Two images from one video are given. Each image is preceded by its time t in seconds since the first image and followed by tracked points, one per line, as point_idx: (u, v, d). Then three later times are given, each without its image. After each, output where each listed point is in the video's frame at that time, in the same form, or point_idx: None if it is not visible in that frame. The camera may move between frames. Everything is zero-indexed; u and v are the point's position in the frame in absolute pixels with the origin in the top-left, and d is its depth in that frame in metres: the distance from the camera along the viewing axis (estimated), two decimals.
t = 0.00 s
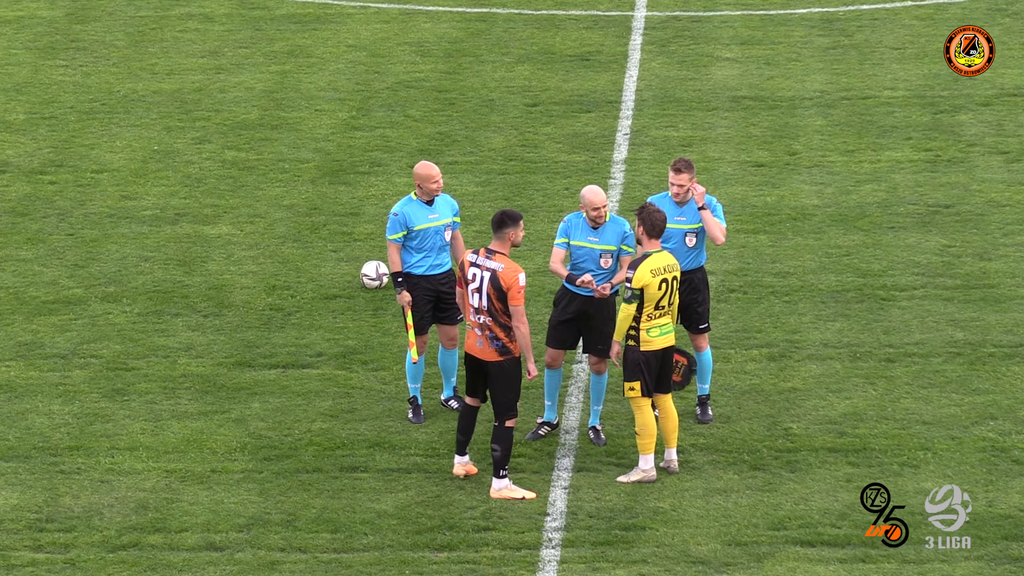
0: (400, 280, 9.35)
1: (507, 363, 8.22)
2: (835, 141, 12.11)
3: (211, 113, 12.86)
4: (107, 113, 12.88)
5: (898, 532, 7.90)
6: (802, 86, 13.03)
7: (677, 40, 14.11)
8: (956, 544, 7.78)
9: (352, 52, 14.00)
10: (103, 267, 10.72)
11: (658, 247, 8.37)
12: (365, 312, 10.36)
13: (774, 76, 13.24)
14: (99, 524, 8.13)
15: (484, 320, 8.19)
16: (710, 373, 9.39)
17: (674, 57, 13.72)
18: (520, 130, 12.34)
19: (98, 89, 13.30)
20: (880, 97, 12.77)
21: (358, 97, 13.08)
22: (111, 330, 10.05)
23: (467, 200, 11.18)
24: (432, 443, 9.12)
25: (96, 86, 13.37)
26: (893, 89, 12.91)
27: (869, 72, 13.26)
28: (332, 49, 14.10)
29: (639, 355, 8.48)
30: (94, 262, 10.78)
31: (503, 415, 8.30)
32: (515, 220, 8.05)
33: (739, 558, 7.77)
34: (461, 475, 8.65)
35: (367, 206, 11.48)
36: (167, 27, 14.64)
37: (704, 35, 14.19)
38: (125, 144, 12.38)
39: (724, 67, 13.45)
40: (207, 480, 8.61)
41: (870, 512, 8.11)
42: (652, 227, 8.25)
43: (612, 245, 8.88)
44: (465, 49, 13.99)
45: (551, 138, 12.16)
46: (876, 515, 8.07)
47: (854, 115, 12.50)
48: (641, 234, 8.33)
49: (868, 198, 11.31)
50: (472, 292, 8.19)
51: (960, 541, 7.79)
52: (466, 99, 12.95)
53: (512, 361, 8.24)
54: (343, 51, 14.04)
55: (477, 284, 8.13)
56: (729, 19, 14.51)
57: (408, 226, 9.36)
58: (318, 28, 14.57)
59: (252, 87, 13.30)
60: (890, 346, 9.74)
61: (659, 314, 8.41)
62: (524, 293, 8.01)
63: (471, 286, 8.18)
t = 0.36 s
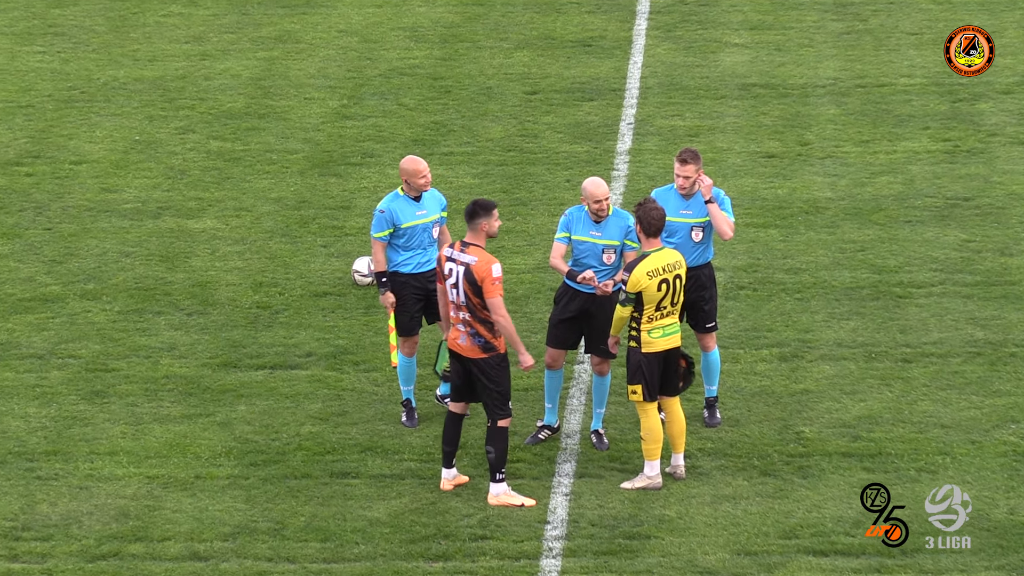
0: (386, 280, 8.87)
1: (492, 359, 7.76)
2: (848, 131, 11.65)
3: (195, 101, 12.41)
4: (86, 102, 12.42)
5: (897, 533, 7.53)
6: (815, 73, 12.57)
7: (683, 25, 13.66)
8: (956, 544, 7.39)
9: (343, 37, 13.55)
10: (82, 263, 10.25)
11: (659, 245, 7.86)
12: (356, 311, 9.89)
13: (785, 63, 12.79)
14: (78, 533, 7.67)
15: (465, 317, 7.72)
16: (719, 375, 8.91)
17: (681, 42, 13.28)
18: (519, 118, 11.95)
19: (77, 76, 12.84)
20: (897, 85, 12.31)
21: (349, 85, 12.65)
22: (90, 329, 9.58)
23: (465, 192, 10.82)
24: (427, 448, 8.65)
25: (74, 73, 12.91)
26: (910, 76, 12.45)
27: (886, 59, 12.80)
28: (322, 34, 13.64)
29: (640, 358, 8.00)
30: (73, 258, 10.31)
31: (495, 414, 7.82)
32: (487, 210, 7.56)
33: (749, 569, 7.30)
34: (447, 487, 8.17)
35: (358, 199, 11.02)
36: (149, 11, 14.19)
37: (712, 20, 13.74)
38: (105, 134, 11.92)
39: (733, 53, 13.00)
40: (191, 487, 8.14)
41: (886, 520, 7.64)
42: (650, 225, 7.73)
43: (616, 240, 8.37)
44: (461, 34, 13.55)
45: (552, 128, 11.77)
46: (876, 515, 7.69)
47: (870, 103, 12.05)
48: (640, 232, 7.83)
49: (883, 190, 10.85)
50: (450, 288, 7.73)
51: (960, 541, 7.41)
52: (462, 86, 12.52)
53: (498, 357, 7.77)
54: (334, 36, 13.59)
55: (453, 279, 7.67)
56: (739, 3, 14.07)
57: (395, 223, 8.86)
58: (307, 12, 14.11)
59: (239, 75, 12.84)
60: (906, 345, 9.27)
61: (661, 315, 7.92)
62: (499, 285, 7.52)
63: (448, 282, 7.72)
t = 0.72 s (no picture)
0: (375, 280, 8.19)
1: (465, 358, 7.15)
2: (864, 120, 11.02)
3: (163, 88, 11.82)
4: (46, 89, 11.80)
5: (897, 532, 7.02)
6: (829, 57, 11.98)
7: (688, 7, 13.13)
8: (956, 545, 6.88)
9: (321, 20, 13.01)
10: (42, 262, 9.59)
11: (662, 242, 7.19)
12: (337, 313, 9.24)
13: (797, 46, 12.21)
14: (38, 551, 7.00)
15: (436, 313, 7.12)
16: (725, 382, 8.23)
17: (685, 25, 12.73)
18: (512, 107, 11.42)
19: (37, 62, 12.22)
20: (916, 70, 11.67)
21: (329, 71, 12.07)
22: (51, 333, 8.92)
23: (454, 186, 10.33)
24: (412, 460, 7.98)
25: (34, 58, 12.30)
26: (931, 61, 11.81)
27: (905, 42, 12.19)
28: (299, 16, 13.11)
29: (643, 364, 7.33)
30: (32, 256, 9.65)
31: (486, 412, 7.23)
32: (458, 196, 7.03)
33: None
34: (434, 501, 7.52)
35: (339, 193, 10.40)
36: None
37: (719, 2, 13.20)
38: (68, 123, 11.29)
39: (741, 36, 12.43)
40: (159, 502, 7.47)
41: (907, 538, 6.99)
42: (651, 219, 7.06)
43: (614, 236, 7.68)
44: (449, 16, 13.02)
45: (546, 116, 11.26)
46: (875, 515, 7.19)
47: (887, 90, 11.43)
48: (640, 229, 7.16)
49: (902, 182, 10.21)
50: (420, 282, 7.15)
51: (960, 541, 6.90)
52: (450, 72, 12.00)
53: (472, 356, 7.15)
54: (312, 18, 13.05)
55: (423, 272, 7.10)
56: None
57: (384, 219, 8.22)
58: None
59: (210, 59, 12.28)
60: (927, 350, 8.62)
61: (665, 316, 7.26)
62: (467, 273, 6.93)
63: (418, 275, 7.15)
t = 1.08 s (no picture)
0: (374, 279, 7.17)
1: (458, 364, 6.47)
2: (888, 108, 10.49)
3: (132, 75, 11.32)
4: (8, 74, 11.30)
5: (897, 532, 6.56)
6: (849, 40, 11.51)
7: None
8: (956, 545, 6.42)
9: (303, 3, 12.57)
10: (2, 261, 8.96)
11: (672, 239, 6.57)
12: (320, 316, 8.61)
13: (815, 29, 11.77)
14: None
15: (426, 318, 6.44)
16: (737, 389, 7.56)
17: (694, 7, 12.33)
18: (508, 93, 10.94)
19: None
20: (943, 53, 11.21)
21: (311, 55, 11.60)
22: (12, 337, 8.27)
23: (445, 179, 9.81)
24: (401, 475, 7.33)
25: None
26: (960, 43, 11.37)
27: (929, 24, 11.73)
28: None
29: (651, 372, 6.67)
30: None
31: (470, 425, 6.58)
32: (446, 191, 6.33)
33: None
34: (423, 519, 6.85)
35: (322, 186, 9.84)
36: None
37: None
38: (30, 111, 10.72)
39: (754, 18, 12.01)
40: (128, 519, 6.82)
41: (936, 559, 6.33)
42: (660, 214, 6.43)
43: (616, 234, 7.02)
44: None
45: (545, 103, 10.78)
46: (875, 514, 6.72)
47: (911, 75, 10.93)
48: (648, 225, 6.53)
49: (928, 175, 9.62)
50: (406, 285, 6.46)
51: (960, 541, 6.44)
52: (441, 56, 11.56)
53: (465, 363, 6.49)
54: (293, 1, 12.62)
55: (410, 274, 6.40)
56: None
57: (387, 212, 7.12)
58: None
59: (182, 43, 11.82)
60: (955, 355, 7.98)
61: (676, 320, 6.62)
62: (466, 275, 6.30)
63: (403, 277, 6.45)
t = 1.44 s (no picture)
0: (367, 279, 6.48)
1: (452, 373, 5.85)
2: (916, 95, 9.95)
3: (102, 59, 10.75)
4: None
5: (898, 532, 6.13)
6: (875, 22, 11.01)
7: None
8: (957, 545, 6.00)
9: None
10: None
11: (683, 237, 5.89)
12: (303, 320, 8.00)
13: (838, 11, 11.25)
14: None
15: (417, 325, 5.79)
16: (753, 399, 6.89)
17: None
18: (505, 79, 10.36)
19: None
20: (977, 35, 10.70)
21: (294, 37, 11.05)
22: None
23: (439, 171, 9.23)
24: (392, 491, 6.68)
25: None
26: (994, 26, 10.84)
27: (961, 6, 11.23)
28: None
29: (658, 378, 5.99)
30: None
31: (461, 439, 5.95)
32: (442, 187, 5.69)
33: None
34: (414, 539, 6.20)
35: (306, 179, 9.27)
36: None
37: None
38: None
39: None
40: (98, 540, 6.20)
41: None
42: (669, 209, 5.77)
43: (619, 228, 6.37)
44: None
45: (546, 90, 10.19)
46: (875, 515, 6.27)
47: (939, 59, 10.40)
48: (658, 222, 5.86)
49: (960, 169, 9.06)
50: (394, 288, 5.78)
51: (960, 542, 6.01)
52: (434, 39, 11.00)
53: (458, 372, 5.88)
54: None
55: (401, 277, 5.72)
56: None
57: (381, 207, 6.44)
58: None
59: (155, 25, 11.28)
60: (988, 362, 7.35)
61: (686, 324, 5.93)
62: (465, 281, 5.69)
63: (392, 281, 5.77)
